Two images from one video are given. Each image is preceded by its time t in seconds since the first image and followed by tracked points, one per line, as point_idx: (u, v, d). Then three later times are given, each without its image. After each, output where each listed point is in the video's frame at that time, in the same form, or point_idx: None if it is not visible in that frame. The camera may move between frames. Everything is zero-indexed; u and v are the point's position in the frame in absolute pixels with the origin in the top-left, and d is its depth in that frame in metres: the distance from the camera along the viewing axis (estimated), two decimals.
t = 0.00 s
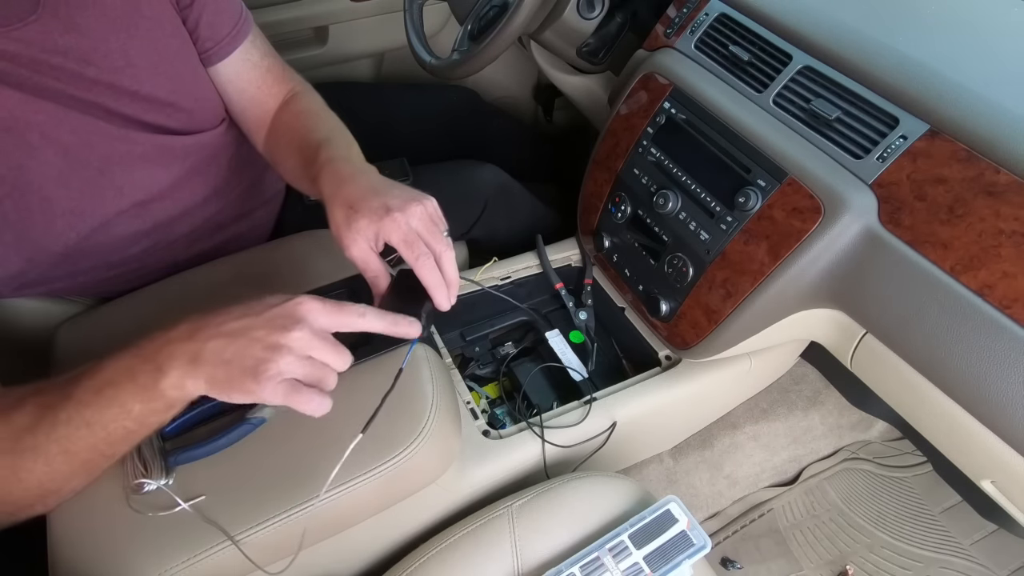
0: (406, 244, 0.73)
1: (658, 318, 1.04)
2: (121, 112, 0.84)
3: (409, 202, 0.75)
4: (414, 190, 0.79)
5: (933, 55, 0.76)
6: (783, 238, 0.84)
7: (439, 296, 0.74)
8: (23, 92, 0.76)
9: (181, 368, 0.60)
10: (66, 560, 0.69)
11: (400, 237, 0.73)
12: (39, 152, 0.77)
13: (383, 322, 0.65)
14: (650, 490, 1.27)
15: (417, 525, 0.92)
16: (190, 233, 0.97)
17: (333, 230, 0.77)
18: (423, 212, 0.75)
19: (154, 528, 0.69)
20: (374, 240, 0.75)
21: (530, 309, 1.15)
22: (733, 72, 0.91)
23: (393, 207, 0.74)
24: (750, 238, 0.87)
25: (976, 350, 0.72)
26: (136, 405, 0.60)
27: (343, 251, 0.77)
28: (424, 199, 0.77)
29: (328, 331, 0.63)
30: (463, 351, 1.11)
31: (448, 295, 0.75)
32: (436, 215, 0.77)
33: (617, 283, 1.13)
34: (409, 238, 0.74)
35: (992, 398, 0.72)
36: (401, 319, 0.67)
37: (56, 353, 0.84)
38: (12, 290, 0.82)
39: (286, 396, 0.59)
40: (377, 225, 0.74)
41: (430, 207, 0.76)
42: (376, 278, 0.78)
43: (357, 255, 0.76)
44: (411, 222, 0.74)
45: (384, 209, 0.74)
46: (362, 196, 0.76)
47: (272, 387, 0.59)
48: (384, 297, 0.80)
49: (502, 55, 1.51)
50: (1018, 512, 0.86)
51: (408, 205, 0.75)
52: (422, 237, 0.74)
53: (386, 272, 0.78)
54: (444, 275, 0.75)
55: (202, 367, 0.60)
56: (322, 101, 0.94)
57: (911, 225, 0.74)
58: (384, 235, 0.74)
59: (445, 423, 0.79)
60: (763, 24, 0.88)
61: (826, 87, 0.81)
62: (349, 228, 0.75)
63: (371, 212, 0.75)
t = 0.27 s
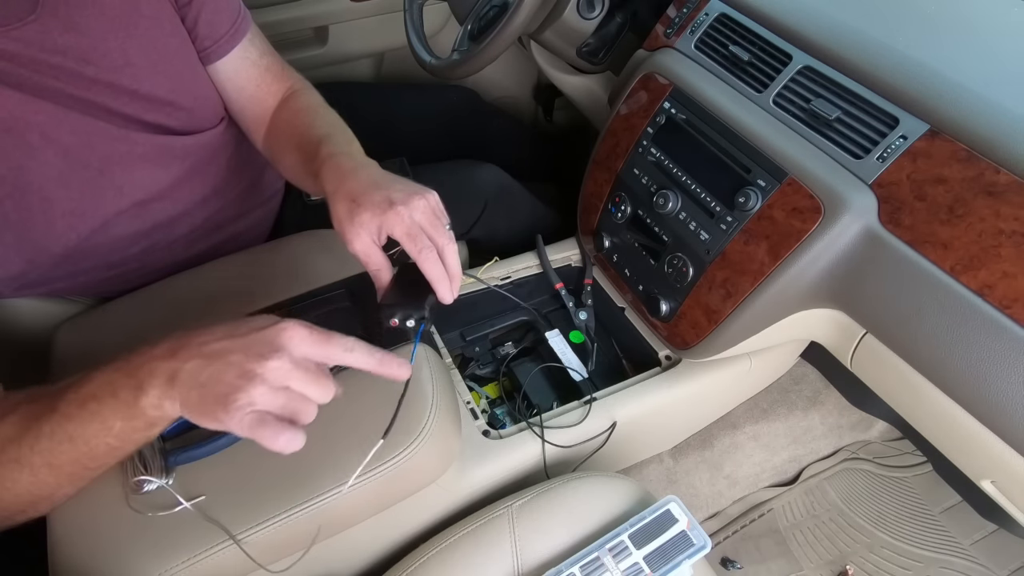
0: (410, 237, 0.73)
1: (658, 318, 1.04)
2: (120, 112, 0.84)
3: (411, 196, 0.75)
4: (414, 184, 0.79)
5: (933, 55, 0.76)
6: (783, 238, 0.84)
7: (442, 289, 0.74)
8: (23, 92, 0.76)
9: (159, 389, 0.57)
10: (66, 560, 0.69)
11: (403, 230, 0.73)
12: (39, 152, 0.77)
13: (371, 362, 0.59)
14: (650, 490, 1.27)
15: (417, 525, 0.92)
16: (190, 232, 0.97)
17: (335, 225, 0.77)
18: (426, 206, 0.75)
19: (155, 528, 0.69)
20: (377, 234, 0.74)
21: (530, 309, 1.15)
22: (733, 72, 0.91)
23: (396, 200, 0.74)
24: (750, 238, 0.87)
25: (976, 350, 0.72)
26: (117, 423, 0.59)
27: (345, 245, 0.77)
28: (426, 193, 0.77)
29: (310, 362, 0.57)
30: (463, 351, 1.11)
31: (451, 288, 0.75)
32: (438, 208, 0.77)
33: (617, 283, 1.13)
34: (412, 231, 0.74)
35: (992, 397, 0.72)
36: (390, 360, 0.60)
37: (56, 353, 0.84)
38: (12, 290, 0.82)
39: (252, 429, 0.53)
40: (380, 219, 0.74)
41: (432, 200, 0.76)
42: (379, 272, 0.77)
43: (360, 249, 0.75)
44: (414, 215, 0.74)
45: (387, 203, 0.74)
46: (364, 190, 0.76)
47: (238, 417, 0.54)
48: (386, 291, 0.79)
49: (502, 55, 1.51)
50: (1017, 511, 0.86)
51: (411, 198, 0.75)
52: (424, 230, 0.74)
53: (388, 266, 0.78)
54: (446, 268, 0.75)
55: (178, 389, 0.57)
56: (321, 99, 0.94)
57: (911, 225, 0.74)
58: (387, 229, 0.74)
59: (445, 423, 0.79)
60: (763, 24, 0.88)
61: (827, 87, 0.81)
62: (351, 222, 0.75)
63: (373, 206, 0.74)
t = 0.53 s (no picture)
0: (403, 239, 0.73)
1: (658, 318, 1.04)
2: (120, 113, 0.84)
3: (405, 198, 0.75)
4: (410, 185, 0.79)
5: (933, 55, 0.76)
6: (783, 238, 0.84)
7: (434, 293, 0.74)
8: (22, 92, 0.76)
9: (169, 378, 0.59)
10: (66, 560, 0.69)
11: (396, 232, 0.73)
12: (38, 152, 0.78)
13: (376, 326, 0.63)
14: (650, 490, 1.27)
15: (418, 525, 0.92)
16: (190, 232, 0.97)
17: (330, 225, 0.77)
18: (420, 208, 0.75)
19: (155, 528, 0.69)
20: (371, 236, 0.74)
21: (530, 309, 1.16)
22: (733, 73, 0.91)
23: (390, 202, 0.74)
24: (750, 238, 0.87)
25: (976, 349, 0.72)
26: (130, 411, 0.60)
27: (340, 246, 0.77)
28: (421, 195, 0.77)
29: (319, 337, 0.60)
30: (463, 351, 1.11)
31: (443, 292, 0.74)
32: (432, 211, 0.76)
33: (617, 283, 1.12)
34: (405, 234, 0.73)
35: (992, 397, 0.72)
36: (395, 322, 0.65)
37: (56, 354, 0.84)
38: (12, 291, 0.82)
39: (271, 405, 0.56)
40: (374, 221, 0.74)
41: (426, 202, 0.76)
42: (374, 273, 0.78)
43: (354, 250, 0.75)
44: (408, 218, 0.74)
45: (381, 204, 0.74)
46: (359, 191, 0.76)
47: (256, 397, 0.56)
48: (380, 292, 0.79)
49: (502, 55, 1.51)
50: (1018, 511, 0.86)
51: (405, 200, 0.75)
52: (418, 233, 0.74)
53: (382, 268, 0.78)
54: (439, 271, 0.75)
55: (194, 372, 0.59)
56: (320, 99, 0.94)
57: (911, 225, 0.74)
58: (380, 231, 0.74)
59: (445, 423, 0.79)
60: (763, 24, 0.88)
61: (827, 87, 0.81)
62: (346, 223, 0.75)
63: (368, 207, 0.74)
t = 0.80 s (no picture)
0: (385, 240, 0.72)
1: (658, 318, 1.04)
2: (120, 112, 0.84)
3: (394, 199, 0.74)
4: (403, 185, 0.79)
5: (933, 55, 0.76)
6: (783, 238, 0.84)
7: (413, 298, 0.72)
8: (23, 92, 0.76)
9: (174, 385, 0.58)
10: (66, 560, 0.69)
11: (380, 234, 0.73)
12: (38, 151, 0.78)
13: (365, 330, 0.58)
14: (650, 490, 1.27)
15: (418, 525, 0.92)
16: (190, 232, 0.97)
17: (321, 223, 0.78)
18: (407, 210, 0.74)
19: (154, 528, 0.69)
20: (357, 235, 0.74)
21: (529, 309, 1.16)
22: (733, 73, 0.91)
23: (377, 203, 0.74)
24: (750, 238, 0.87)
25: (976, 349, 0.72)
26: (137, 421, 0.59)
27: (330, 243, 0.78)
28: (413, 197, 0.76)
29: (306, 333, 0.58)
30: (463, 351, 1.11)
31: (423, 298, 0.73)
32: (422, 213, 0.75)
33: (617, 283, 1.12)
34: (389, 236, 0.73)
35: (991, 397, 0.72)
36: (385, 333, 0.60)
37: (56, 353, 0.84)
38: (12, 290, 0.82)
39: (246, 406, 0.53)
40: (359, 221, 0.74)
41: (415, 205, 0.75)
42: (361, 272, 0.78)
43: (342, 248, 0.76)
44: (393, 220, 0.73)
45: (368, 205, 0.74)
46: (348, 190, 0.76)
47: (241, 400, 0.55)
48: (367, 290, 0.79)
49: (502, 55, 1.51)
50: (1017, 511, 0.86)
51: (393, 202, 0.74)
52: (402, 236, 0.73)
53: (370, 269, 0.78)
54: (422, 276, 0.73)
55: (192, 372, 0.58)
56: (318, 97, 0.94)
57: (911, 225, 0.74)
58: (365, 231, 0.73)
59: (445, 423, 0.79)
60: (763, 24, 0.88)
61: (827, 87, 0.81)
62: (334, 222, 0.76)
63: (355, 207, 0.74)
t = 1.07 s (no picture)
0: (379, 237, 0.73)
1: (658, 318, 1.04)
2: (119, 110, 0.84)
3: (388, 195, 0.74)
4: (397, 180, 0.79)
5: (932, 55, 0.76)
6: (783, 238, 0.84)
7: (406, 294, 0.73)
8: (22, 89, 0.76)
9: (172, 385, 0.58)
10: (66, 560, 0.69)
11: (373, 230, 0.73)
12: (37, 149, 0.78)
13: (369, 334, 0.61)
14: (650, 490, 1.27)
15: (418, 525, 0.92)
16: (190, 231, 0.97)
17: (314, 216, 0.78)
18: (401, 207, 0.74)
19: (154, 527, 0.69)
20: (350, 230, 0.75)
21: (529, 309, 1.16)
22: (733, 73, 0.91)
23: (370, 199, 0.74)
24: (750, 238, 0.87)
25: (976, 349, 0.72)
26: (146, 431, 0.60)
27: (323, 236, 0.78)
28: (407, 192, 0.76)
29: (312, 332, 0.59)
30: (463, 351, 1.11)
31: (417, 294, 0.74)
32: (416, 209, 0.75)
33: (617, 282, 1.12)
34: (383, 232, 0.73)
35: (992, 397, 0.72)
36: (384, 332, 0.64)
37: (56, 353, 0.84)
38: (12, 288, 0.83)
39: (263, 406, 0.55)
40: (352, 217, 0.74)
41: (409, 201, 0.75)
42: (353, 266, 0.78)
43: (336, 243, 0.76)
44: (387, 217, 0.73)
45: (361, 201, 0.74)
46: (342, 185, 0.76)
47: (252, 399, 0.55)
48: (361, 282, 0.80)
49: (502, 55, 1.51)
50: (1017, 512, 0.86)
51: (387, 198, 0.74)
52: (395, 233, 0.73)
53: (363, 263, 0.79)
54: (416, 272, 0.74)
55: (191, 371, 0.59)
56: (316, 94, 0.94)
57: (911, 225, 0.74)
58: (358, 227, 0.73)
59: (445, 423, 0.79)
60: (763, 23, 0.88)
61: (827, 87, 0.81)
62: (328, 216, 0.76)
63: (348, 203, 0.74)
